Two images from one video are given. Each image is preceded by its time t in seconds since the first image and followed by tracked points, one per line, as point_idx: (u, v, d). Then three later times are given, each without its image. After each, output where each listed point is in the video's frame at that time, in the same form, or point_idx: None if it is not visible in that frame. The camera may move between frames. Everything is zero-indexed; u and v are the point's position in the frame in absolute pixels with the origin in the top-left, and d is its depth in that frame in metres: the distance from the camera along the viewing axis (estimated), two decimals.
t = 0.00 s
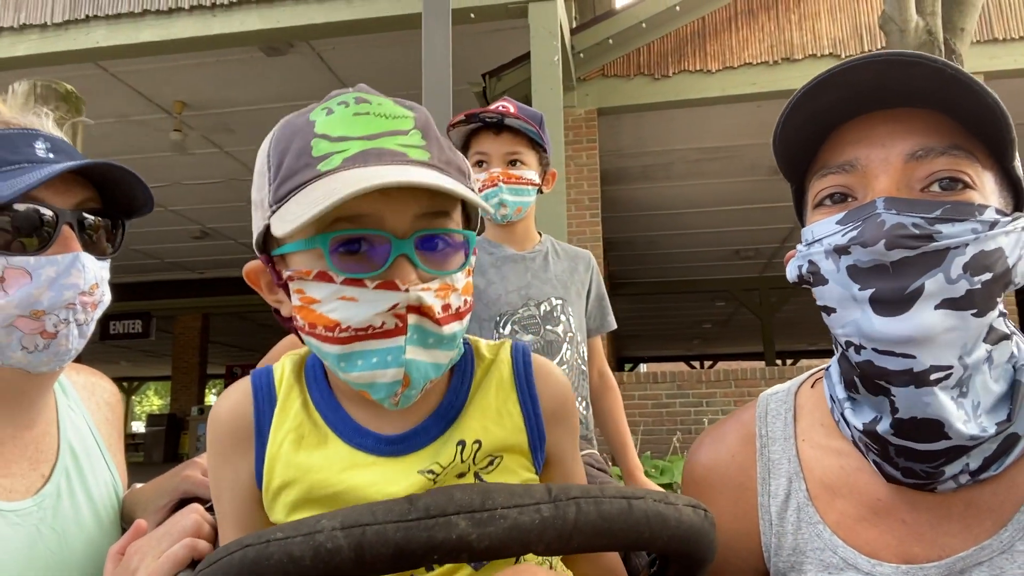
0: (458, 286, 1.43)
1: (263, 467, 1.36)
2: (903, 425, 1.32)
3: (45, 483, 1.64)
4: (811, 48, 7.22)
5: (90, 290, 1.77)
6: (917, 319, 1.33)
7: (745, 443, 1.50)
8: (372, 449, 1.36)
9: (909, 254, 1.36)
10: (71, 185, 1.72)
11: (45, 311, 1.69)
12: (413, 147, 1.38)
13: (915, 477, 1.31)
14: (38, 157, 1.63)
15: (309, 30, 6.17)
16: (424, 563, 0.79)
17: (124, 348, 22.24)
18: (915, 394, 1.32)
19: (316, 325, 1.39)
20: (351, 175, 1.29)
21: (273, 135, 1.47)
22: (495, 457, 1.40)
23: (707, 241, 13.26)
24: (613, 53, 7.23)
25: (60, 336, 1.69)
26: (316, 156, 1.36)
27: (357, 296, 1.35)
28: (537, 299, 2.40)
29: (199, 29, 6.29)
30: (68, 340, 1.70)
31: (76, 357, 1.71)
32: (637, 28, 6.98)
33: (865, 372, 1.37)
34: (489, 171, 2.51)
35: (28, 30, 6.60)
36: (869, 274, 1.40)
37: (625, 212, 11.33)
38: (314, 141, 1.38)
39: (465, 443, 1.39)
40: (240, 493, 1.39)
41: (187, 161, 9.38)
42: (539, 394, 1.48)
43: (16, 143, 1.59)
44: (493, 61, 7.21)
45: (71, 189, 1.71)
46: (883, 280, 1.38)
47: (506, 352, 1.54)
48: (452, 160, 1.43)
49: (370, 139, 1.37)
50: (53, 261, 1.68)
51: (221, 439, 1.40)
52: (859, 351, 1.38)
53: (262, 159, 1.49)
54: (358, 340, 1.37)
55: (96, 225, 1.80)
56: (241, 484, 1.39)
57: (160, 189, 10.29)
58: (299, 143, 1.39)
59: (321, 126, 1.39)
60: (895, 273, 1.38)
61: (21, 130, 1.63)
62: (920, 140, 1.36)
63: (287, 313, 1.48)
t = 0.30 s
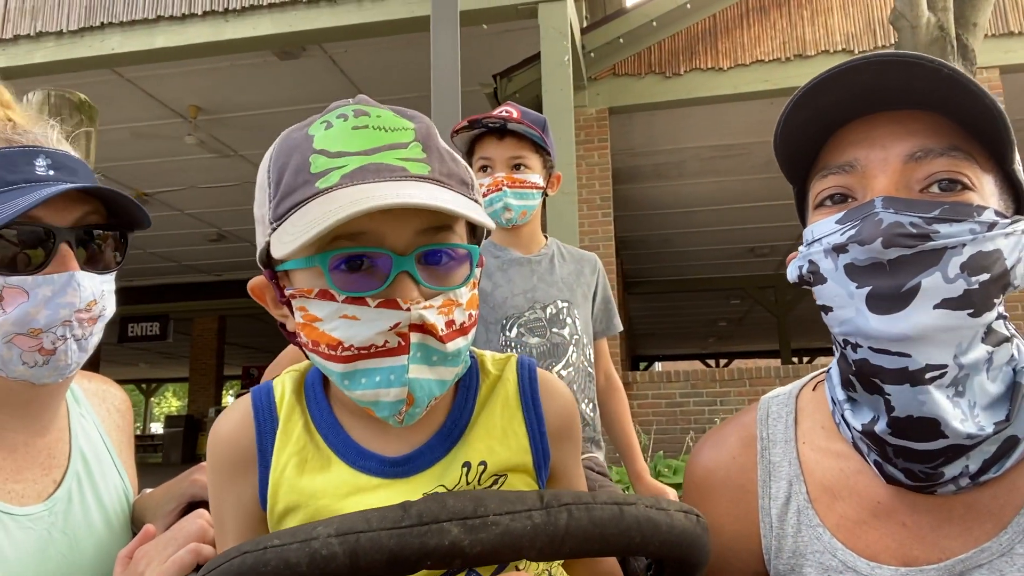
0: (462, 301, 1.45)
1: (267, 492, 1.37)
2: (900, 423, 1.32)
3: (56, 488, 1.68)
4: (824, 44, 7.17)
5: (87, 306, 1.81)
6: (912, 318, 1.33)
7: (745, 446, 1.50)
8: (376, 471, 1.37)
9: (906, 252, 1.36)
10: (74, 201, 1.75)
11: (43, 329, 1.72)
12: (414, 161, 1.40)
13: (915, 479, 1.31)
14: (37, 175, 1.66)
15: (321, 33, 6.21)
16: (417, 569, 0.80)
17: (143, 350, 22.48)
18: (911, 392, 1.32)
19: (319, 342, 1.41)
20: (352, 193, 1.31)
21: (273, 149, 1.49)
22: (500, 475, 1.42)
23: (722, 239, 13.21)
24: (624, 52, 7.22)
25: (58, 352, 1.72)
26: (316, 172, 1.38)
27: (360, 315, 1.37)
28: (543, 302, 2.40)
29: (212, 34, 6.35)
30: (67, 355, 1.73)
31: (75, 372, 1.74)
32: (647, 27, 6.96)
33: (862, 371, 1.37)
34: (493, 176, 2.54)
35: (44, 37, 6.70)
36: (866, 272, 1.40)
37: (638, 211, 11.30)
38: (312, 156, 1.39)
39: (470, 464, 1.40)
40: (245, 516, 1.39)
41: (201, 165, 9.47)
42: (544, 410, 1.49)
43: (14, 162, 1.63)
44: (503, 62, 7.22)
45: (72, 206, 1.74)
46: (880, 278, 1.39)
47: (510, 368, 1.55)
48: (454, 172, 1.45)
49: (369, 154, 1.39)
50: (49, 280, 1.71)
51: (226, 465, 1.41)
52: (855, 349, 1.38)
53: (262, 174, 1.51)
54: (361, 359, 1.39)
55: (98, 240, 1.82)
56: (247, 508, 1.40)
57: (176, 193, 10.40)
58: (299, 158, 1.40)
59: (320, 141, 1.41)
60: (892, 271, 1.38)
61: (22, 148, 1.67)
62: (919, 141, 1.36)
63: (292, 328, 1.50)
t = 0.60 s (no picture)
0: (469, 291, 1.44)
1: (270, 479, 1.40)
2: (895, 415, 1.32)
3: (59, 482, 1.68)
4: (830, 38, 7.12)
5: (91, 301, 1.81)
6: (906, 308, 1.33)
7: (746, 441, 1.50)
8: (379, 459, 1.39)
9: (899, 245, 1.36)
10: (81, 198, 1.75)
11: (47, 323, 1.72)
12: (421, 144, 1.38)
13: (914, 473, 1.30)
14: (44, 171, 1.65)
15: (324, 27, 6.20)
16: (413, 565, 0.80)
17: (147, 343, 22.55)
18: (905, 384, 1.32)
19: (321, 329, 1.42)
20: (355, 181, 1.31)
21: (281, 124, 1.48)
22: (508, 472, 1.39)
23: (726, 234, 13.18)
24: (628, 46, 7.18)
25: (63, 346, 1.72)
26: (319, 154, 1.37)
27: (361, 304, 1.37)
28: (544, 297, 2.41)
29: (216, 28, 6.35)
30: (72, 350, 1.73)
31: (80, 367, 1.74)
32: (652, 21, 6.92)
33: (857, 363, 1.38)
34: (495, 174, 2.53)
35: (48, 31, 6.70)
36: (860, 265, 1.40)
37: (641, 205, 11.28)
38: (317, 136, 1.38)
39: (477, 461, 1.38)
40: (252, 500, 1.44)
41: (205, 158, 9.47)
42: (557, 410, 1.47)
43: (23, 158, 1.63)
44: (507, 56, 7.21)
45: (79, 202, 1.74)
46: (875, 270, 1.39)
47: (528, 361, 1.53)
48: (464, 155, 1.43)
49: (374, 135, 1.37)
50: (54, 274, 1.72)
51: (237, 451, 1.48)
52: (850, 341, 1.39)
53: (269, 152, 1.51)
54: (363, 348, 1.39)
55: (104, 236, 1.83)
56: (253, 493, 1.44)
57: (180, 186, 10.41)
58: (304, 138, 1.40)
59: (326, 120, 1.39)
60: (886, 263, 1.38)
61: (31, 144, 1.67)
62: (915, 134, 1.35)
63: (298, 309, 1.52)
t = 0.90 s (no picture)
0: (482, 275, 1.44)
1: (293, 459, 1.41)
2: (884, 412, 1.32)
3: (56, 478, 1.69)
4: (832, 34, 7.10)
5: (89, 293, 1.79)
6: (892, 305, 1.33)
7: (744, 438, 1.50)
8: (396, 432, 1.40)
9: (886, 246, 1.36)
10: (76, 189, 1.75)
11: (44, 315, 1.70)
12: (443, 136, 1.39)
13: (910, 468, 1.30)
14: (42, 163, 1.65)
15: (325, 21, 6.18)
16: (408, 561, 0.80)
17: (148, 337, 22.56)
18: (892, 382, 1.32)
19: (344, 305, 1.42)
20: (380, 165, 1.32)
21: (313, 112, 1.50)
22: (517, 447, 1.41)
23: (726, 230, 13.17)
24: (629, 41, 7.14)
25: (60, 338, 1.71)
26: (348, 141, 1.38)
27: (382, 282, 1.38)
28: (543, 294, 2.41)
29: (216, 22, 6.34)
30: (69, 342, 1.72)
31: (77, 359, 1.73)
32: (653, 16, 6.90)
33: (847, 360, 1.39)
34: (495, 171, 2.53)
35: (48, 24, 6.69)
36: (848, 266, 1.41)
37: (642, 201, 11.27)
38: (346, 124, 1.40)
39: (487, 429, 1.41)
40: (274, 484, 1.43)
41: (206, 153, 9.47)
42: (563, 387, 1.48)
43: (19, 151, 1.63)
44: (508, 51, 7.19)
45: (74, 194, 1.74)
46: (862, 271, 1.39)
47: (535, 344, 1.55)
48: (483, 147, 1.43)
49: (400, 126, 1.39)
50: (52, 266, 1.70)
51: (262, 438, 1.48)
52: (839, 339, 1.40)
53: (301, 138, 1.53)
54: (381, 324, 1.40)
55: (102, 229, 1.83)
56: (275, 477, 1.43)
57: (181, 180, 10.40)
58: (333, 126, 1.41)
59: (355, 110, 1.41)
60: (873, 264, 1.39)
61: (28, 137, 1.67)
62: (905, 135, 1.34)
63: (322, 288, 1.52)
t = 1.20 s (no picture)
0: (495, 286, 1.44)
1: (281, 442, 1.38)
2: (884, 415, 1.33)
3: (53, 474, 1.68)
4: (831, 33, 7.08)
5: (83, 276, 1.79)
6: (889, 310, 1.34)
7: (745, 438, 1.50)
8: (386, 418, 1.40)
9: (883, 247, 1.36)
10: (62, 175, 1.75)
11: (39, 300, 1.71)
12: (472, 154, 1.41)
13: (911, 470, 1.30)
14: (29, 150, 1.65)
15: (325, 19, 6.17)
16: (406, 559, 0.80)
17: (147, 335, 22.54)
18: (890, 386, 1.33)
19: (363, 302, 1.41)
20: (415, 173, 1.33)
21: (348, 124, 1.52)
22: (500, 432, 1.45)
23: (726, 229, 13.17)
24: (628, 40, 7.13)
25: (55, 322, 1.72)
26: (384, 151, 1.39)
27: (404, 282, 1.38)
28: (544, 292, 2.41)
29: (215, 20, 6.34)
30: (64, 326, 1.73)
31: (73, 343, 1.74)
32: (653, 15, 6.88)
33: (845, 363, 1.39)
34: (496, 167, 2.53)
35: (47, 22, 6.67)
36: (844, 266, 1.41)
37: (641, 200, 11.28)
38: (382, 135, 1.42)
39: (471, 415, 1.44)
40: (259, 472, 1.38)
41: (205, 151, 9.45)
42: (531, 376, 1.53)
43: (5, 138, 1.62)
44: (507, 49, 7.18)
45: (62, 179, 1.74)
46: (858, 272, 1.39)
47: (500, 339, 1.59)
48: (506, 167, 1.45)
49: (433, 140, 1.41)
50: (44, 250, 1.71)
51: (242, 422, 1.40)
52: (837, 342, 1.40)
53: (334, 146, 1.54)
54: (398, 321, 1.39)
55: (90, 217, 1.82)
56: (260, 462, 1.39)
57: (180, 179, 10.39)
58: (370, 136, 1.43)
59: (394, 122, 1.43)
60: (868, 266, 1.39)
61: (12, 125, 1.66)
62: (901, 133, 1.33)
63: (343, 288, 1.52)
